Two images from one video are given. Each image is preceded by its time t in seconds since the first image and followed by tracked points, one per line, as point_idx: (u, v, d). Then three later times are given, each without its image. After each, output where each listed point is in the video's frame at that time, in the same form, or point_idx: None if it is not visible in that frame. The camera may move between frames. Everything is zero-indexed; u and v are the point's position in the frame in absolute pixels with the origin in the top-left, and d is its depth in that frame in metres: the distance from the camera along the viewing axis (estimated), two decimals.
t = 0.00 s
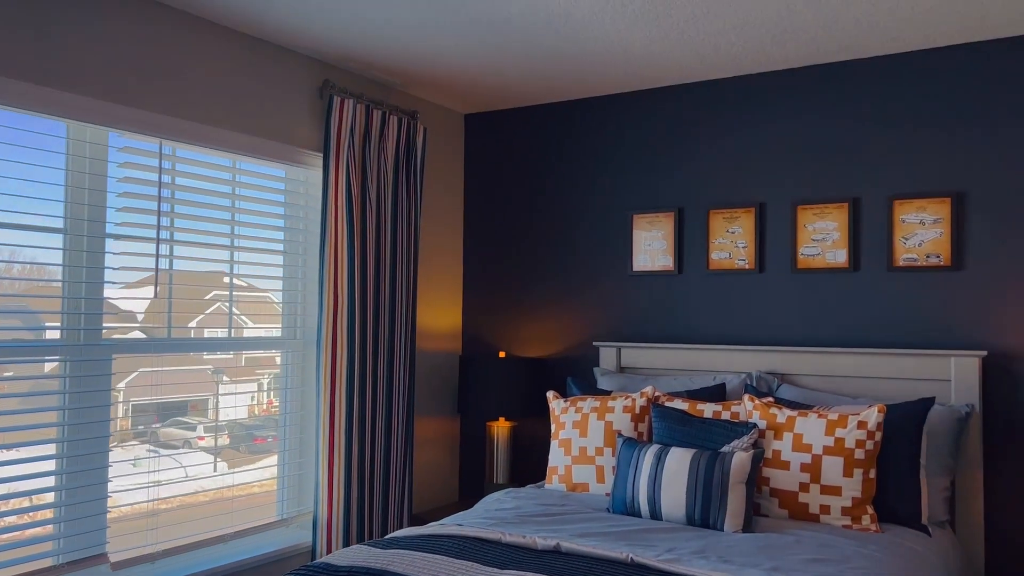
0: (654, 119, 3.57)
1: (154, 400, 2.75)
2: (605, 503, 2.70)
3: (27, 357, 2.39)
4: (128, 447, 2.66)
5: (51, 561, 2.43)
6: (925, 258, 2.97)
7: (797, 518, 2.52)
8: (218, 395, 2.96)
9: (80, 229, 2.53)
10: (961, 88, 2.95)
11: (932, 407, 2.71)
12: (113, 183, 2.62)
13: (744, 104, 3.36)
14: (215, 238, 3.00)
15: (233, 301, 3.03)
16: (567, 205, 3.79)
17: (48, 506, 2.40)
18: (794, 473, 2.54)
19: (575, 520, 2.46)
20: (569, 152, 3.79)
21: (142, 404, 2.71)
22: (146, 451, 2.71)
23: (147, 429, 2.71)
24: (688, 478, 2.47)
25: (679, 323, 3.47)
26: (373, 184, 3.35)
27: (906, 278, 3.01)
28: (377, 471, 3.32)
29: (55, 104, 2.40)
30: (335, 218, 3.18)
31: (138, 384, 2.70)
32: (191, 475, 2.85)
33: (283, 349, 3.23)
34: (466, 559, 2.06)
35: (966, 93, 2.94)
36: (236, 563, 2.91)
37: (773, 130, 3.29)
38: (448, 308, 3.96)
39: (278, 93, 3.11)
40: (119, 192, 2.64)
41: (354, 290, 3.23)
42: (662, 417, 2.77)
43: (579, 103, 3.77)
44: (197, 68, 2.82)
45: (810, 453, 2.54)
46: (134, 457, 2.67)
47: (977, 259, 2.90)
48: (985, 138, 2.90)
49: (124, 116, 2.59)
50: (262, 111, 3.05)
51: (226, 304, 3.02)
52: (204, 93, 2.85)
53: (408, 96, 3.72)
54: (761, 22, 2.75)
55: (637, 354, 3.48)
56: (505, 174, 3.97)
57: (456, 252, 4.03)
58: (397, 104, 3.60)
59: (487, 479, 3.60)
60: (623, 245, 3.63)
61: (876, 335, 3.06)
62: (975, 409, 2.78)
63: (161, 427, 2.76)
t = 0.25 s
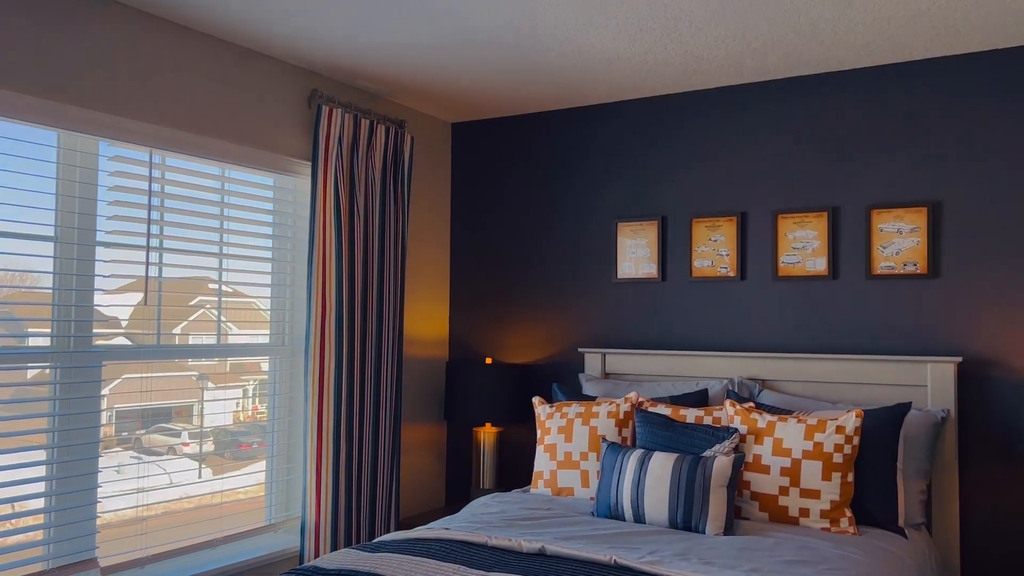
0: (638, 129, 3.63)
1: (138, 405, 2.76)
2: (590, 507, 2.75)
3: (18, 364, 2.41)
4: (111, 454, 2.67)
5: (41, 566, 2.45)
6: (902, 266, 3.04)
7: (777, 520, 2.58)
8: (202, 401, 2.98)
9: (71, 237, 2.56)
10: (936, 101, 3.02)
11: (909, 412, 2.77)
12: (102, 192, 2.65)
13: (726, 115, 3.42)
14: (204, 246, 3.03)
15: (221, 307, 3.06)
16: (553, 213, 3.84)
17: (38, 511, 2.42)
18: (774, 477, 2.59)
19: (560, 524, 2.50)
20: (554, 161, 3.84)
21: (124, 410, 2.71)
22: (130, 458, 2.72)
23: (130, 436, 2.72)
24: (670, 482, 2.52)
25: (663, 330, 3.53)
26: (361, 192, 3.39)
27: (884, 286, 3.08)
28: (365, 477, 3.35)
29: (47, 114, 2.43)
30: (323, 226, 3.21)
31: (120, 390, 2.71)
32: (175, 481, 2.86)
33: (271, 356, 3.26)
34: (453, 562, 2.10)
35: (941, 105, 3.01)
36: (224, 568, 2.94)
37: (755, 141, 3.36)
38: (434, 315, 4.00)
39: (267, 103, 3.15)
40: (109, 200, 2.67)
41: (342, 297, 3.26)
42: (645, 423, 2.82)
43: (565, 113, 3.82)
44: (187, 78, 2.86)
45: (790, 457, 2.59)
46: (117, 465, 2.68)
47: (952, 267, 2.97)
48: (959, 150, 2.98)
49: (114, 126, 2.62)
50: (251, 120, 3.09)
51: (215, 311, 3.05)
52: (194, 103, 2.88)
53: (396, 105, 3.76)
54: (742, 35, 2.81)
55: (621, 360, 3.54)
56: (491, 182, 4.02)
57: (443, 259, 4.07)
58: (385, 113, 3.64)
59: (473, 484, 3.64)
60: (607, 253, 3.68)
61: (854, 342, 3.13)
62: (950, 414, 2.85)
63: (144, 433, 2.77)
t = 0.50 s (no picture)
0: (628, 135, 3.67)
1: (130, 408, 2.77)
2: (580, 508, 2.78)
3: (12, 366, 2.43)
4: (102, 458, 2.68)
5: (36, 566, 2.47)
6: (887, 270, 3.08)
7: (763, 520, 2.62)
8: (194, 405, 3.00)
9: (65, 241, 2.58)
10: (921, 107, 3.07)
11: (894, 414, 2.81)
12: (97, 196, 2.67)
13: (714, 120, 3.46)
14: (197, 250, 3.05)
15: (214, 310, 3.09)
16: (544, 217, 3.88)
17: (33, 512, 2.45)
18: (761, 477, 2.63)
19: (550, 524, 2.53)
20: (546, 166, 3.88)
21: (114, 413, 2.72)
22: (122, 462, 2.73)
23: (120, 440, 2.73)
24: (658, 483, 2.56)
25: (652, 333, 3.57)
26: (354, 196, 3.42)
27: (870, 289, 3.13)
28: (357, 479, 3.38)
29: (41, 119, 2.46)
30: (316, 229, 3.24)
31: (111, 395, 2.72)
32: (167, 484, 2.88)
33: (264, 358, 3.29)
34: (444, 562, 2.13)
35: (925, 112, 3.06)
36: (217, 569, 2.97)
37: (743, 146, 3.40)
38: (427, 318, 4.03)
39: (261, 108, 3.18)
40: (103, 205, 2.69)
41: (335, 300, 3.29)
42: (634, 424, 2.86)
43: (555, 118, 3.86)
44: (181, 83, 2.89)
45: (776, 458, 2.63)
46: (107, 469, 2.69)
47: (936, 271, 3.02)
48: (943, 156, 3.03)
49: (109, 131, 2.65)
50: (245, 125, 3.11)
51: (208, 314, 3.08)
52: (187, 108, 2.91)
53: (389, 110, 3.79)
54: (729, 43, 2.86)
55: (611, 363, 3.57)
56: (483, 186, 4.05)
57: (435, 263, 4.10)
58: (377, 118, 3.68)
59: (465, 486, 3.67)
60: (598, 256, 3.72)
61: (841, 344, 3.17)
62: (934, 416, 2.89)
63: (134, 436, 2.78)
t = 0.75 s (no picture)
0: (617, 139, 3.71)
1: (124, 410, 2.81)
2: (566, 508, 2.83)
3: (5, 367, 2.47)
4: (96, 459, 2.72)
5: (27, 565, 2.50)
6: (869, 273, 3.13)
7: (747, 520, 2.66)
8: (189, 407, 3.04)
9: (59, 244, 2.61)
10: (903, 113, 3.12)
11: (875, 415, 2.86)
12: (90, 200, 2.70)
13: (701, 125, 3.51)
14: (190, 253, 3.09)
15: (207, 312, 3.13)
16: (533, 220, 3.92)
17: (25, 511, 2.48)
18: (744, 477, 2.68)
19: (536, 523, 2.58)
20: (535, 170, 3.92)
21: (110, 415, 2.77)
22: (116, 464, 2.77)
23: (115, 441, 2.78)
24: (643, 482, 2.60)
25: (640, 335, 3.62)
26: (345, 199, 3.46)
27: (853, 293, 3.18)
28: (347, 479, 3.42)
29: (35, 124, 2.49)
30: (307, 232, 3.28)
31: (105, 395, 2.76)
32: (159, 484, 2.91)
33: (256, 360, 3.32)
34: (431, 560, 2.16)
35: (907, 118, 3.11)
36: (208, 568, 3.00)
37: (729, 151, 3.45)
38: (418, 320, 4.07)
39: (253, 112, 3.22)
40: (97, 208, 2.72)
41: (326, 303, 3.33)
42: (620, 425, 2.90)
43: (545, 123, 3.91)
44: (173, 88, 2.93)
45: (759, 458, 2.68)
46: (101, 470, 2.73)
47: (918, 275, 3.07)
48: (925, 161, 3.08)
49: (102, 135, 2.68)
50: (237, 130, 3.15)
51: (200, 316, 3.11)
52: (180, 112, 2.95)
53: (380, 115, 3.84)
54: (713, 50, 2.91)
55: (600, 365, 3.62)
56: (474, 190, 4.09)
57: (426, 265, 4.15)
58: (368, 122, 3.72)
59: (455, 487, 3.71)
60: (587, 260, 3.76)
61: (824, 347, 3.22)
62: (915, 417, 2.94)
63: (129, 438, 2.82)
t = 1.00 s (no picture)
0: (608, 142, 3.76)
1: (120, 409, 2.85)
2: (556, 506, 2.87)
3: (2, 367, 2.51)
4: (93, 459, 2.76)
5: (24, 562, 2.54)
6: (856, 276, 3.18)
7: (733, 518, 2.71)
8: (186, 406, 3.08)
9: (57, 246, 2.65)
10: (889, 118, 3.17)
11: (860, 415, 2.91)
12: (87, 202, 2.74)
13: (691, 129, 3.56)
14: (186, 255, 3.13)
15: (202, 312, 3.17)
16: (526, 222, 3.96)
17: (23, 509, 2.52)
18: (730, 476, 2.72)
19: (526, 521, 2.62)
20: (528, 173, 3.97)
21: (107, 415, 2.81)
22: (111, 464, 2.81)
23: (112, 441, 2.82)
24: (631, 481, 2.65)
25: (631, 336, 3.66)
26: (339, 201, 3.50)
27: (840, 295, 3.23)
28: (341, 478, 3.46)
29: (32, 128, 2.53)
30: (302, 234, 3.32)
31: (103, 395, 2.80)
32: (155, 483, 2.95)
33: (251, 361, 3.36)
34: (422, 557, 2.21)
35: (892, 123, 3.16)
36: (201, 566, 3.04)
37: (718, 155, 3.50)
38: (412, 321, 4.12)
39: (248, 116, 3.26)
40: (94, 210, 2.76)
41: (320, 304, 3.37)
42: (610, 425, 2.95)
43: (538, 126, 3.95)
44: (169, 92, 2.97)
45: (745, 458, 2.72)
46: (97, 470, 2.76)
47: (903, 277, 3.11)
48: (910, 166, 3.13)
49: (99, 139, 2.72)
50: (232, 133, 3.19)
51: (196, 317, 3.15)
52: (176, 116, 2.99)
53: (375, 118, 3.88)
54: (702, 55, 2.95)
55: (591, 366, 3.66)
56: (467, 192, 4.13)
57: (421, 267, 4.19)
58: (363, 126, 3.76)
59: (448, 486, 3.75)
60: (579, 261, 3.81)
61: (812, 348, 3.27)
62: (900, 418, 2.99)
63: (124, 440, 2.85)
